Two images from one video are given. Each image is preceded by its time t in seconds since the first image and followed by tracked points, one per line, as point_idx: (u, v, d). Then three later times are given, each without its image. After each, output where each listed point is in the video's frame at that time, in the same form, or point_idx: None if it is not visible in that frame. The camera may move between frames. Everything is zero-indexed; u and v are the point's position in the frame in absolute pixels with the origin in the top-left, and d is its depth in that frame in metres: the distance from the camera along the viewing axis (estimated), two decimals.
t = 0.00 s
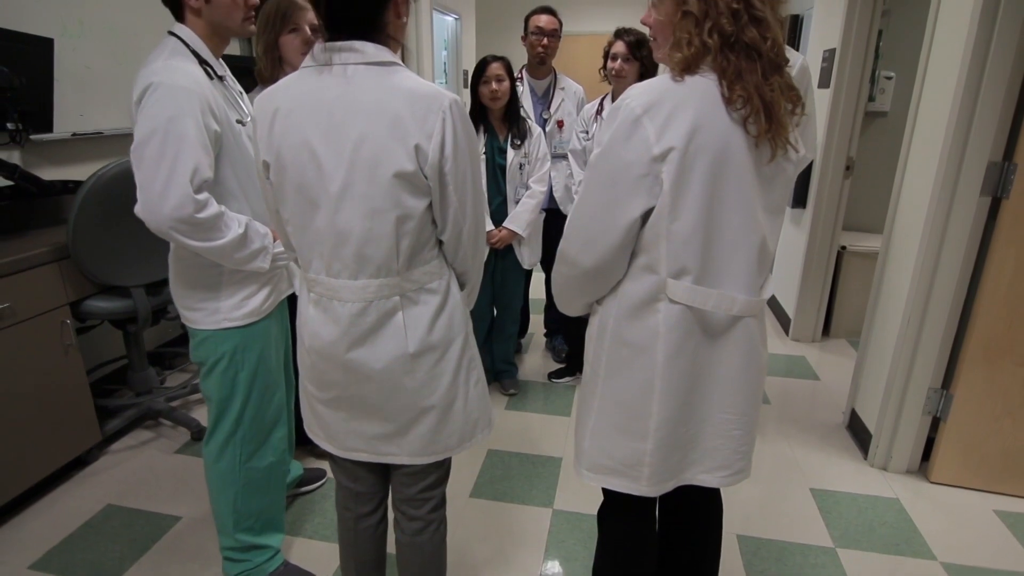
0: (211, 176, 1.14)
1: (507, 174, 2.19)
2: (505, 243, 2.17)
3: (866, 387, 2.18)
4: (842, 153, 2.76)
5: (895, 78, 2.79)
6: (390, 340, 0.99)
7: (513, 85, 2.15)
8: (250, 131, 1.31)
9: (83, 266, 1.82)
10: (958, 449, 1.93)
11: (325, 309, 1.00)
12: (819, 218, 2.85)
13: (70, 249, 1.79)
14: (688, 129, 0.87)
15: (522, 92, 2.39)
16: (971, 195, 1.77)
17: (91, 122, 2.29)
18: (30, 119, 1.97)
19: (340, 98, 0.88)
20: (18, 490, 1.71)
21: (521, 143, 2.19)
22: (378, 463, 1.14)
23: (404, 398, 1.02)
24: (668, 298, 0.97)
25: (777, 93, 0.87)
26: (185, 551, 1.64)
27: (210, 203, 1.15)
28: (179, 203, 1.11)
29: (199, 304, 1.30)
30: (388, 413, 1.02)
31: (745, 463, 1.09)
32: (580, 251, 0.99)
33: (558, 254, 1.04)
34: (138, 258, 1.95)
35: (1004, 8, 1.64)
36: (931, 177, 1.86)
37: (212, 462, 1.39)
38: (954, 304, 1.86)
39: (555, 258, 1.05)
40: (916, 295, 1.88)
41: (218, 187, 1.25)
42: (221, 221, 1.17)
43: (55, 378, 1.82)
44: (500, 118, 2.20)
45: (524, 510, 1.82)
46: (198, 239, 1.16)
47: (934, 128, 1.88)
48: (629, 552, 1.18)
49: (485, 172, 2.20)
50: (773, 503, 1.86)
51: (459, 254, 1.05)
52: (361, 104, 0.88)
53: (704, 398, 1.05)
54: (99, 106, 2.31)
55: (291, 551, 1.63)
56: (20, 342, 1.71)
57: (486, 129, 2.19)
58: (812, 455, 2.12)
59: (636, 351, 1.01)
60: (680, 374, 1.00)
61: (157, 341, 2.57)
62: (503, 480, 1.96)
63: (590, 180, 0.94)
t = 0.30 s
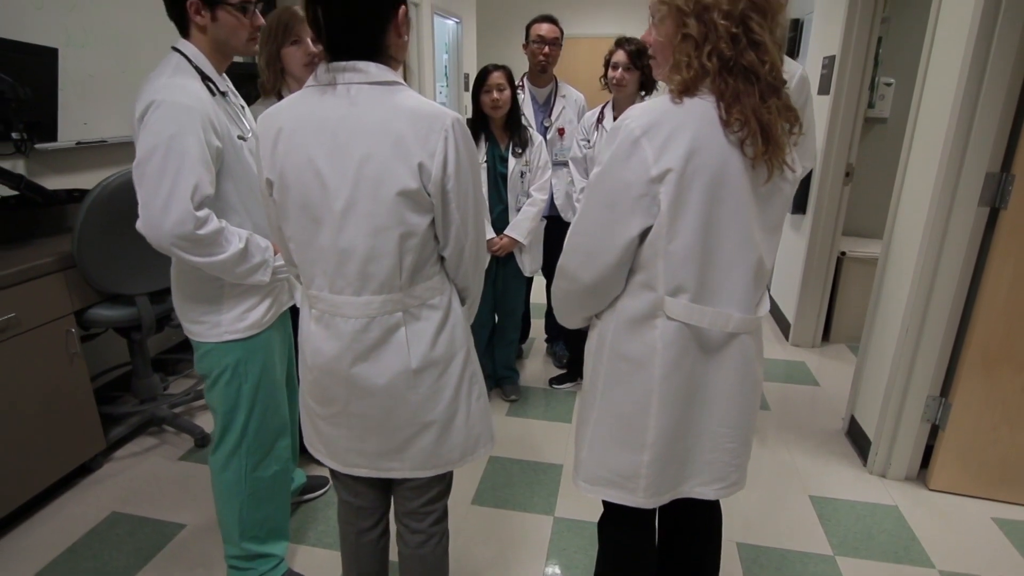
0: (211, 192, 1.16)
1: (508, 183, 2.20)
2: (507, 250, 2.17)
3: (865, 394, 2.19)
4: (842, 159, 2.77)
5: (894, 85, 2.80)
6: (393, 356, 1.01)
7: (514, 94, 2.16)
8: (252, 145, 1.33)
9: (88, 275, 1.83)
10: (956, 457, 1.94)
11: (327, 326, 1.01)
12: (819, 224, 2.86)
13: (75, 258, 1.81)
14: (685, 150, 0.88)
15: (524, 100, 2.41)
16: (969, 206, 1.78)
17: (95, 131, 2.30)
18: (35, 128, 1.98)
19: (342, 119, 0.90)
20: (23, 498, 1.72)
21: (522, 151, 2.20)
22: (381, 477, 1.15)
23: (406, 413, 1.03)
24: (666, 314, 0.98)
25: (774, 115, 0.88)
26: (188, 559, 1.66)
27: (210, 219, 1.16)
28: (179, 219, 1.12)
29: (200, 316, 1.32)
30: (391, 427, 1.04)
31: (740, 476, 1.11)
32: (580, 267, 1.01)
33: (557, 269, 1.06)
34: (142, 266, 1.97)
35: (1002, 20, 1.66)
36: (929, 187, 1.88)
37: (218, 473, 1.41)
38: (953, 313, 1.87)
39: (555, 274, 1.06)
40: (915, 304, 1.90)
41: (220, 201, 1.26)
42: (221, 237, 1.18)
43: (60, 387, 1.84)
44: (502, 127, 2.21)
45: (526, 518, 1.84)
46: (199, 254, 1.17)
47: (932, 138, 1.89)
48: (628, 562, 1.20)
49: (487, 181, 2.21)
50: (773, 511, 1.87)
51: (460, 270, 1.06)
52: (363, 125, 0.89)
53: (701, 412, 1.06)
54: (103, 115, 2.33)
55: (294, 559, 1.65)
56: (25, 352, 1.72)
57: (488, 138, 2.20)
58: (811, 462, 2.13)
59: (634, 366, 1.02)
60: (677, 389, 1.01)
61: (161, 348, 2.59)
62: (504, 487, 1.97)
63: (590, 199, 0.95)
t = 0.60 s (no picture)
0: (212, 209, 1.17)
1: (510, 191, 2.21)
2: (508, 258, 2.21)
3: (865, 401, 2.21)
4: (842, 166, 2.78)
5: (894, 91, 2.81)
6: (397, 373, 1.02)
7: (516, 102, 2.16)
8: (253, 161, 1.34)
9: (93, 284, 1.85)
10: (954, 465, 1.95)
11: (331, 344, 1.02)
12: (819, 230, 2.87)
13: (79, 268, 1.82)
14: (683, 173, 0.90)
15: (525, 108, 2.43)
16: (967, 216, 1.80)
17: (99, 139, 2.32)
18: (41, 138, 2.00)
19: (347, 142, 0.91)
20: (29, 506, 1.74)
21: (523, 159, 2.20)
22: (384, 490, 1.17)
23: (410, 428, 1.04)
24: (662, 331, 0.99)
25: (771, 137, 0.90)
26: (193, 567, 1.67)
27: (211, 235, 1.17)
28: (181, 236, 1.14)
29: (201, 330, 1.33)
30: (394, 442, 1.05)
31: (736, 488, 1.12)
32: (580, 284, 1.02)
33: (556, 285, 1.07)
34: (146, 275, 1.98)
35: (1001, 32, 1.67)
36: (928, 197, 1.89)
37: (219, 484, 1.42)
38: (951, 322, 1.88)
39: (555, 289, 1.08)
40: (914, 313, 1.91)
41: (221, 216, 1.28)
42: (222, 253, 1.20)
43: (66, 396, 1.86)
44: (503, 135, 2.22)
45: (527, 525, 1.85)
46: (200, 269, 1.18)
47: (931, 148, 1.90)
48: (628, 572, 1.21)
49: (488, 189, 2.22)
50: (773, 518, 1.88)
51: (462, 286, 1.08)
52: (368, 148, 0.90)
53: (698, 426, 1.07)
54: (108, 123, 2.35)
55: (297, 567, 1.66)
56: (32, 361, 1.74)
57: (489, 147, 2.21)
58: (810, 469, 2.14)
59: (633, 382, 1.03)
60: (674, 404, 1.03)
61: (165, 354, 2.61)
62: (505, 494, 1.98)
63: (589, 218, 0.97)
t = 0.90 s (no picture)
0: (209, 224, 1.19)
1: (511, 199, 2.23)
2: (510, 265, 2.20)
3: (863, 408, 2.23)
4: (841, 172, 2.79)
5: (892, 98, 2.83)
6: (400, 388, 1.04)
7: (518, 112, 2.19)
8: (251, 175, 1.36)
9: (98, 293, 1.86)
10: (952, 472, 1.97)
11: (336, 359, 1.04)
12: (818, 236, 2.88)
13: (85, 277, 1.84)
14: (679, 193, 0.91)
15: (526, 116, 2.45)
16: (964, 227, 1.82)
17: (103, 147, 2.33)
18: (45, 147, 2.02)
19: (353, 162, 0.92)
20: (35, 513, 1.75)
21: (524, 167, 2.23)
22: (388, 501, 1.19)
23: (414, 441, 1.06)
24: (660, 347, 1.01)
25: (765, 158, 0.91)
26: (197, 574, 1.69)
27: (208, 250, 1.19)
28: (178, 251, 1.15)
29: (199, 341, 1.35)
30: (398, 455, 1.07)
31: (734, 498, 1.13)
32: (578, 300, 1.04)
33: (556, 300, 1.09)
34: (151, 283, 2.00)
35: (997, 45, 1.69)
36: (926, 207, 1.91)
37: (221, 495, 1.44)
38: (949, 331, 1.90)
39: (555, 304, 1.09)
40: (912, 322, 1.93)
41: (219, 230, 1.29)
42: (219, 267, 1.21)
43: (72, 403, 1.87)
44: (505, 143, 2.24)
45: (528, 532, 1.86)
46: (197, 283, 1.20)
47: (929, 158, 1.92)
48: None
49: (490, 197, 2.22)
50: (772, 524, 1.90)
51: (465, 301, 1.10)
52: (374, 169, 0.92)
53: (696, 439, 1.09)
54: (112, 131, 2.36)
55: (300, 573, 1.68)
56: (38, 369, 1.75)
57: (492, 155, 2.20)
58: (809, 475, 2.16)
59: (631, 396, 1.05)
60: (671, 418, 1.04)
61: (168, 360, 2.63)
62: (507, 501, 2.00)
63: (587, 237, 0.98)
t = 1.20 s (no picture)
0: (210, 236, 1.20)
1: (511, 207, 2.25)
2: (509, 272, 2.22)
3: (861, 414, 2.24)
4: (839, 179, 2.80)
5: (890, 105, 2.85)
6: (404, 400, 1.05)
7: (518, 120, 2.20)
8: (252, 186, 1.37)
9: (103, 301, 1.88)
10: (949, 477, 1.99)
11: (340, 372, 1.06)
12: (816, 242, 2.90)
13: (90, 285, 1.86)
14: (674, 212, 0.93)
15: (527, 124, 2.47)
16: (960, 236, 1.83)
17: (106, 155, 2.35)
18: (49, 156, 2.04)
19: (358, 181, 0.94)
20: (40, 520, 1.77)
21: (524, 175, 2.25)
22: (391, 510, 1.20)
23: (417, 453, 1.08)
24: (658, 361, 1.03)
25: (760, 175, 0.93)
26: None
27: (209, 262, 1.20)
28: (179, 264, 1.17)
29: (202, 351, 1.37)
30: (401, 466, 1.08)
31: (733, 508, 1.15)
32: (577, 313, 1.06)
33: (556, 313, 1.11)
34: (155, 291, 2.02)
35: (992, 57, 1.71)
36: (923, 216, 1.92)
37: (224, 502, 1.45)
38: (945, 339, 1.92)
39: (554, 318, 1.11)
40: (909, 329, 1.95)
41: (220, 241, 1.31)
42: (220, 279, 1.22)
43: (76, 410, 1.89)
44: (505, 151, 2.26)
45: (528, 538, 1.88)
46: (199, 295, 1.21)
47: (926, 168, 1.94)
48: None
49: (489, 205, 2.25)
50: (770, 530, 1.91)
51: (467, 315, 1.12)
52: (378, 188, 0.94)
53: (695, 450, 1.10)
54: (115, 139, 2.38)
55: None
56: (42, 377, 1.77)
57: (491, 163, 2.23)
58: (808, 481, 2.18)
59: (630, 407, 1.07)
60: (670, 429, 1.06)
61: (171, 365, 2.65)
62: (508, 507, 2.01)
63: (585, 253, 1.00)
